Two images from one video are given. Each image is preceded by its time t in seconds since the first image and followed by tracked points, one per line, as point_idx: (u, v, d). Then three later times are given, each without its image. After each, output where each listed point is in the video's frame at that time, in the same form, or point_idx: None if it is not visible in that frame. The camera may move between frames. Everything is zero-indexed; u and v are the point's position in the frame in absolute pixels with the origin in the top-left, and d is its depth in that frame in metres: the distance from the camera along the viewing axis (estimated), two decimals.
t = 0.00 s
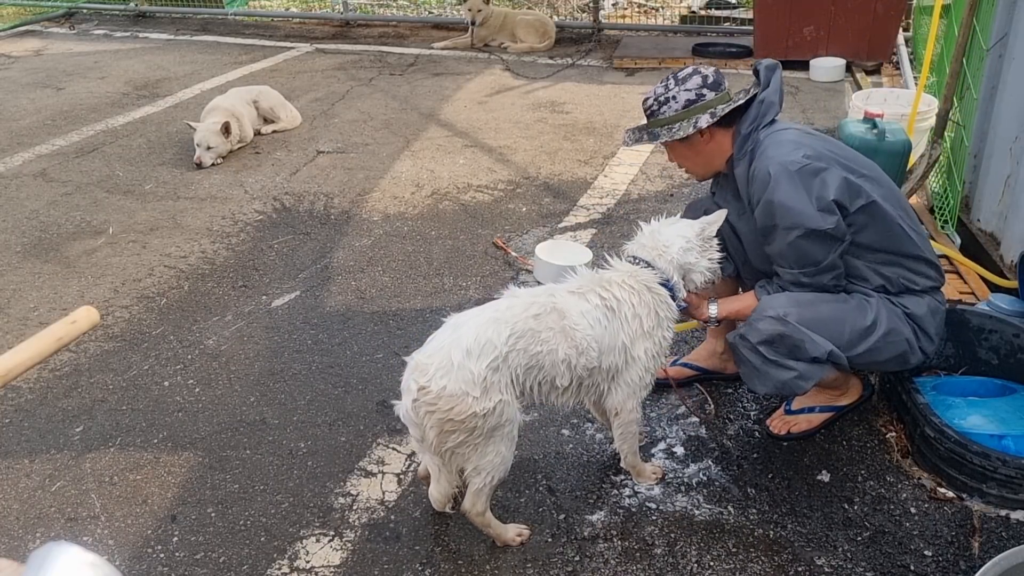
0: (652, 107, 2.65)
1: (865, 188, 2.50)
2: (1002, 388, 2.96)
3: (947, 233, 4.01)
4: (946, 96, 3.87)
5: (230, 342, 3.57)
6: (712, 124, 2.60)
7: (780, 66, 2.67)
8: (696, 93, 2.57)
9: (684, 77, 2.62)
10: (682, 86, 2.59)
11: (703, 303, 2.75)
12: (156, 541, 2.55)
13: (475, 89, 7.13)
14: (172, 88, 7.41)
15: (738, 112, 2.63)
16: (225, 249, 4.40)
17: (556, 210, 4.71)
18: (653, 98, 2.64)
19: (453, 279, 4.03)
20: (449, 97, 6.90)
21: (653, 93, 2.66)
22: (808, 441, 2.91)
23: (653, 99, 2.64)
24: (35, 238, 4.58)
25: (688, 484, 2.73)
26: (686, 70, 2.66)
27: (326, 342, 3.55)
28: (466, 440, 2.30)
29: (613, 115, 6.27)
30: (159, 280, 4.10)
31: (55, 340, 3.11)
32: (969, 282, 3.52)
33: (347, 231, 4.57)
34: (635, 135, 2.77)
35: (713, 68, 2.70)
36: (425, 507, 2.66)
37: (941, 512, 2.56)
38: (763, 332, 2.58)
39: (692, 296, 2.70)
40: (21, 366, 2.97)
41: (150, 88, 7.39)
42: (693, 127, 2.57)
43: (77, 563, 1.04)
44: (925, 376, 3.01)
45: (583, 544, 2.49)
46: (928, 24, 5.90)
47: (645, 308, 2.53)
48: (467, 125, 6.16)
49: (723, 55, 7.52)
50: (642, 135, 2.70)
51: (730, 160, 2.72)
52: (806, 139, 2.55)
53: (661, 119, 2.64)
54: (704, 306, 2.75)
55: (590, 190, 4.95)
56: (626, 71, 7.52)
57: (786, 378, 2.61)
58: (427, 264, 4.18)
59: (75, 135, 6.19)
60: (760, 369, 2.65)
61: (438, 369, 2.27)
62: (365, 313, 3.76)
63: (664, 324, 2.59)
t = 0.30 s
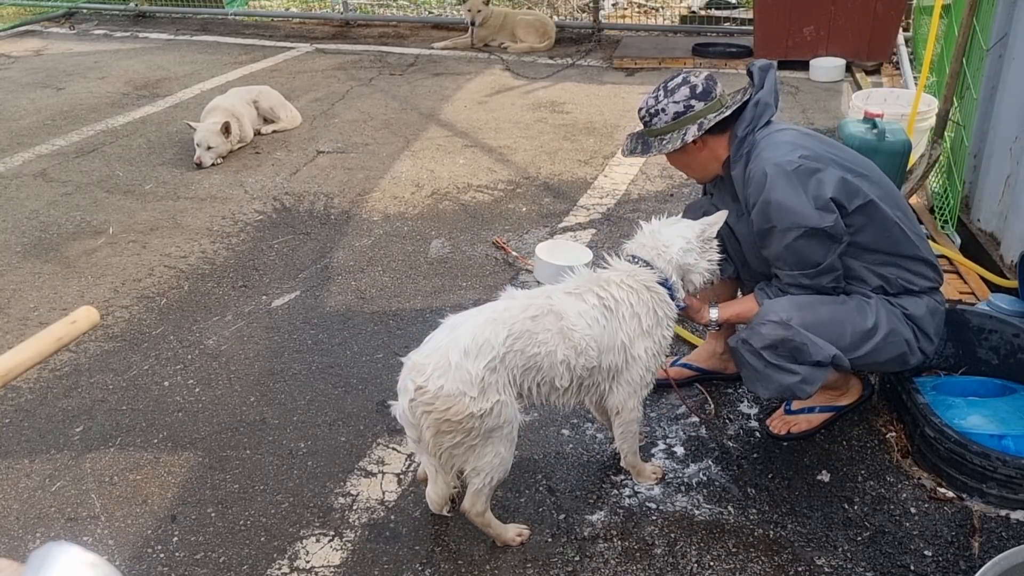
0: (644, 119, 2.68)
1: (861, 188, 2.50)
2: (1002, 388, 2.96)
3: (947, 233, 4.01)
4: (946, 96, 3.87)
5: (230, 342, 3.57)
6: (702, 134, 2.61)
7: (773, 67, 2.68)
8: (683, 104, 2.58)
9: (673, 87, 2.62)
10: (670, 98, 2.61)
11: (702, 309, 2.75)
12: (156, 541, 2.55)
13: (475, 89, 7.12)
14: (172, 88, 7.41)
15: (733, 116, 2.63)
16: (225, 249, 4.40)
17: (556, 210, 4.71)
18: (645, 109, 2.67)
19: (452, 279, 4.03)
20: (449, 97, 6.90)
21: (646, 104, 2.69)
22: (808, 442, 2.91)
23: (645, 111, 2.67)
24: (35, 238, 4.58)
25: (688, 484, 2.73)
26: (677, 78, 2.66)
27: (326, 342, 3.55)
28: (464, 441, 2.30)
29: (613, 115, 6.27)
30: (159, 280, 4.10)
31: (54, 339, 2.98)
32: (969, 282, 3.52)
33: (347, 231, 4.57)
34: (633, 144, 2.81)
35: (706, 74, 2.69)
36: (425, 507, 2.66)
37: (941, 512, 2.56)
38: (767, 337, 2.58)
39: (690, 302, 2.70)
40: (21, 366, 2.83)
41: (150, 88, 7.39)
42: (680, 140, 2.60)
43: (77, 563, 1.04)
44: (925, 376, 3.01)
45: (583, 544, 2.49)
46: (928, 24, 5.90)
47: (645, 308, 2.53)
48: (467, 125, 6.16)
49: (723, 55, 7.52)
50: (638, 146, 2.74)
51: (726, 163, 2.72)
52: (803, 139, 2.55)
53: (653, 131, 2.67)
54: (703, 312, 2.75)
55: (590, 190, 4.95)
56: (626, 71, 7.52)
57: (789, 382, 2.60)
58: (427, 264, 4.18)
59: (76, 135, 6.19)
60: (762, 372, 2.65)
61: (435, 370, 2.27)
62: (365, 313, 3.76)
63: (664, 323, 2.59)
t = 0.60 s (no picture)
0: (643, 129, 2.64)
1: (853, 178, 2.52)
2: (1002, 388, 2.96)
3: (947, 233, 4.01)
4: (946, 96, 3.87)
5: (230, 342, 3.57)
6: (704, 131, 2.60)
7: (762, 66, 2.72)
8: (682, 104, 2.58)
9: (665, 93, 2.63)
10: (667, 101, 2.60)
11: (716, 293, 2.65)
12: (156, 541, 2.55)
13: (475, 89, 7.12)
14: (172, 88, 7.41)
15: (724, 115, 2.66)
16: (225, 249, 4.40)
17: (556, 210, 4.71)
18: (641, 120, 2.65)
19: (452, 279, 4.03)
20: (449, 97, 6.90)
21: (639, 117, 2.67)
22: (808, 442, 2.91)
23: (643, 121, 2.63)
24: (35, 238, 4.58)
25: (688, 484, 2.73)
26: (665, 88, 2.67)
27: (326, 342, 3.55)
28: (463, 441, 2.30)
29: (613, 115, 6.27)
30: (159, 280, 4.10)
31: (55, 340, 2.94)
32: (969, 282, 3.52)
33: (347, 231, 4.57)
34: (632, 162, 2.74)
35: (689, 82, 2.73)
36: (425, 507, 2.66)
37: (941, 512, 2.56)
38: (771, 341, 2.58)
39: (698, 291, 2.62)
40: (20, 367, 2.81)
41: (150, 88, 7.40)
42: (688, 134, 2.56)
43: (77, 563, 1.04)
44: (925, 376, 3.01)
45: (583, 544, 2.49)
46: (928, 24, 5.90)
47: (643, 310, 2.53)
48: (467, 125, 6.16)
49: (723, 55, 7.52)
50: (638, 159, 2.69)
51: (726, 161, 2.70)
52: (794, 132, 2.58)
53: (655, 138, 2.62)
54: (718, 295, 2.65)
55: (590, 190, 4.95)
56: (625, 71, 7.52)
57: (793, 386, 2.61)
58: (427, 264, 4.18)
59: (76, 135, 6.19)
60: (766, 376, 2.65)
61: (433, 370, 2.27)
62: (365, 313, 3.76)
63: (661, 326, 2.59)
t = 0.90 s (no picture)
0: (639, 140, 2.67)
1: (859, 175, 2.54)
2: (1002, 388, 2.95)
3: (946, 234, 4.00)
4: (946, 96, 3.86)
5: (230, 342, 3.57)
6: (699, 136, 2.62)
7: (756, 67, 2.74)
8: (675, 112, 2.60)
9: (659, 104, 2.67)
10: (660, 111, 2.63)
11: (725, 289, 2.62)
12: (156, 541, 2.55)
13: (475, 89, 7.12)
14: (172, 88, 7.41)
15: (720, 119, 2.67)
16: (225, 249, 4.40)
17: (556, 210, 4.71)
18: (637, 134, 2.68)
19: (452, 279, 4.03)
20: (449, 97, 6.90)
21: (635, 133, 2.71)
22: (808, 442, 2.91)
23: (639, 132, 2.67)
24: (35, 238, 4.58)
25: (689, 484, 2.73)
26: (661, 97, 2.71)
27: (326, 342, 3.55)
28: (464, 441, 2.30)
29: (613, 115, 6.27)
30: (159, 280, 4.10)
31: (56, 340, 2.93)
32: (969, 282, 3.52)
33: (347, 231, 4.57)
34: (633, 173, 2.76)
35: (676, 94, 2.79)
36: (425, 507, 2.66)
37: (941, 512, 2.56)
38: (774, 337, 2.57)
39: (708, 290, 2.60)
40: (20, 366, 2.80)
41: (151, 88, 7.40)
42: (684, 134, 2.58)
43: (77, 563, 1.04)
44: (925, 376, 3.02)
45: (583, 544, 2.49)
46: (928, 24, 5.90)
47: (643, 312, 2.53)
48: (467, 125, 6.16)
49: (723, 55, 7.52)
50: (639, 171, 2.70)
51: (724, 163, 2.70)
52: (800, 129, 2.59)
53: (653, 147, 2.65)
54: (728, 292, 2.61)
55: (590, 190, 4.95)
56: (625, 71, 7.52)
57: (796, 384, 2.60)
58: (427, 264, 4.18)
59: (76, 135, 6.19)
60: (769, 373, 2.64)
61: (435, 370, 2.27)
62: (365, 313, 3.76)
63: (661, 329, 2.58)
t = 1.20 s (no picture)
0: (699, 85, 2.58)
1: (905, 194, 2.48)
2: (1002, 389, 2.95)
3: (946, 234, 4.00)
4: (946, 96, 3.85)
5: (230, 342, 3.57)
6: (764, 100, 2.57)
7: (819, 42, 2.59)
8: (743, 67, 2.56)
9: (726, 53, 2.61)
10: (729, 61, 2.58)
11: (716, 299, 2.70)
12: (156, 541, 2.55)
13: (475, 89, 7.12)
14: (172, 88, 7.41)
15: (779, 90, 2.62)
16: (225, 249, 4.40)
17: (556, 210, 4.71)
18: (700, 75, 2.58)
19: (452, 279, 4.03)
20: (449, 97, 6.90)
21: (698, 71, 2.59)
22: (808, 441, 2.91)
23: (700, 78, 2.58)
24: (34, 238, 4.58)
25: (689, 484, 2.73)
26: (724, 47, 2.65)
27: (326, 342, 3.55)
28: (464, 442, 2.30)
29: (613, 115, 6.27)
30: (159, 280, 4.10)
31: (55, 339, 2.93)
32: (969, 282, 3.52)
33: (347, 231, 4.57)
34: (679, 121, 2.66)
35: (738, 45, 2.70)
36: (425, 507, 2.66)
37: (941, 512, 2.56)
38: (769, 335, 2.59)
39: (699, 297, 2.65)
40: (21, 366, 2.81)
41: (151, 88, 7.40)
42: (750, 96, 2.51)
43: (78, 563, 1.04)
44: (925, 376, 3.02)
45: (583, 544, 2.49)
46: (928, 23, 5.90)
47: (645, 315, 2.53)
48: (467, 125, 6.16)
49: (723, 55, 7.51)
50: (688, 115, 2.61)
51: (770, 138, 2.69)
52: (857, 132, 2.51)
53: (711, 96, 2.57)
54: (717, 300, 2.70)
55: (590, 190, 4.95)
56: (626, 71, 7.52)
57: (792, 381, 2.60)
58: (426, 264, 4.18)
59: (76, 135, 6.19)
60: (765, 371, 2.65)
61: (436, 371, 2.27)
62: (365, 313, 3.76)
63: (662, 333, 2.59)
